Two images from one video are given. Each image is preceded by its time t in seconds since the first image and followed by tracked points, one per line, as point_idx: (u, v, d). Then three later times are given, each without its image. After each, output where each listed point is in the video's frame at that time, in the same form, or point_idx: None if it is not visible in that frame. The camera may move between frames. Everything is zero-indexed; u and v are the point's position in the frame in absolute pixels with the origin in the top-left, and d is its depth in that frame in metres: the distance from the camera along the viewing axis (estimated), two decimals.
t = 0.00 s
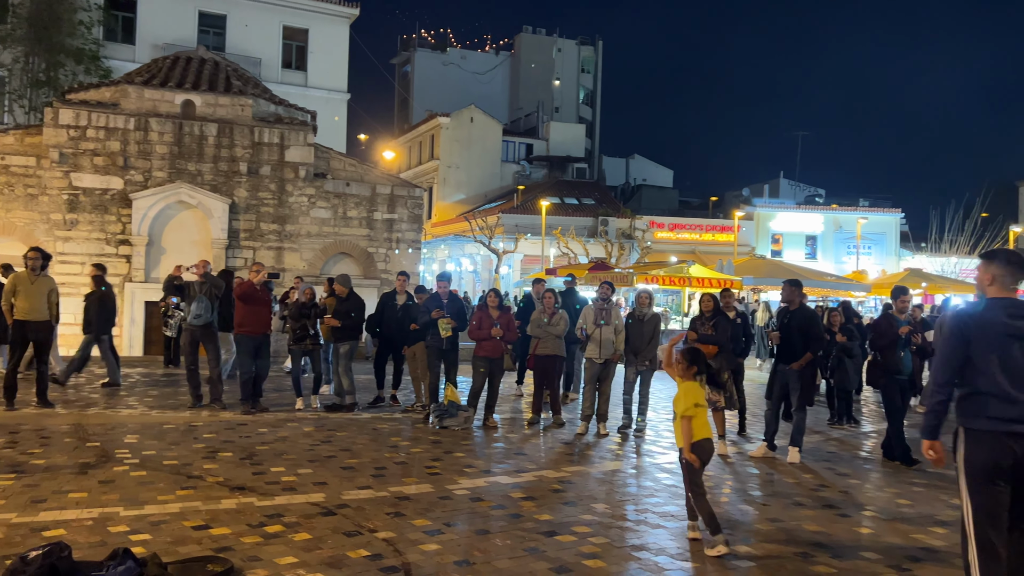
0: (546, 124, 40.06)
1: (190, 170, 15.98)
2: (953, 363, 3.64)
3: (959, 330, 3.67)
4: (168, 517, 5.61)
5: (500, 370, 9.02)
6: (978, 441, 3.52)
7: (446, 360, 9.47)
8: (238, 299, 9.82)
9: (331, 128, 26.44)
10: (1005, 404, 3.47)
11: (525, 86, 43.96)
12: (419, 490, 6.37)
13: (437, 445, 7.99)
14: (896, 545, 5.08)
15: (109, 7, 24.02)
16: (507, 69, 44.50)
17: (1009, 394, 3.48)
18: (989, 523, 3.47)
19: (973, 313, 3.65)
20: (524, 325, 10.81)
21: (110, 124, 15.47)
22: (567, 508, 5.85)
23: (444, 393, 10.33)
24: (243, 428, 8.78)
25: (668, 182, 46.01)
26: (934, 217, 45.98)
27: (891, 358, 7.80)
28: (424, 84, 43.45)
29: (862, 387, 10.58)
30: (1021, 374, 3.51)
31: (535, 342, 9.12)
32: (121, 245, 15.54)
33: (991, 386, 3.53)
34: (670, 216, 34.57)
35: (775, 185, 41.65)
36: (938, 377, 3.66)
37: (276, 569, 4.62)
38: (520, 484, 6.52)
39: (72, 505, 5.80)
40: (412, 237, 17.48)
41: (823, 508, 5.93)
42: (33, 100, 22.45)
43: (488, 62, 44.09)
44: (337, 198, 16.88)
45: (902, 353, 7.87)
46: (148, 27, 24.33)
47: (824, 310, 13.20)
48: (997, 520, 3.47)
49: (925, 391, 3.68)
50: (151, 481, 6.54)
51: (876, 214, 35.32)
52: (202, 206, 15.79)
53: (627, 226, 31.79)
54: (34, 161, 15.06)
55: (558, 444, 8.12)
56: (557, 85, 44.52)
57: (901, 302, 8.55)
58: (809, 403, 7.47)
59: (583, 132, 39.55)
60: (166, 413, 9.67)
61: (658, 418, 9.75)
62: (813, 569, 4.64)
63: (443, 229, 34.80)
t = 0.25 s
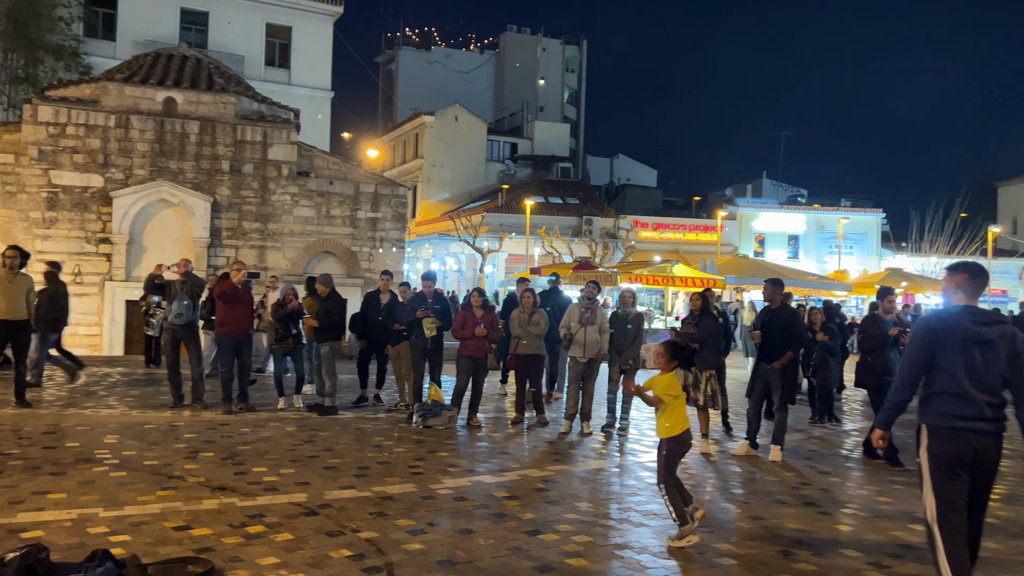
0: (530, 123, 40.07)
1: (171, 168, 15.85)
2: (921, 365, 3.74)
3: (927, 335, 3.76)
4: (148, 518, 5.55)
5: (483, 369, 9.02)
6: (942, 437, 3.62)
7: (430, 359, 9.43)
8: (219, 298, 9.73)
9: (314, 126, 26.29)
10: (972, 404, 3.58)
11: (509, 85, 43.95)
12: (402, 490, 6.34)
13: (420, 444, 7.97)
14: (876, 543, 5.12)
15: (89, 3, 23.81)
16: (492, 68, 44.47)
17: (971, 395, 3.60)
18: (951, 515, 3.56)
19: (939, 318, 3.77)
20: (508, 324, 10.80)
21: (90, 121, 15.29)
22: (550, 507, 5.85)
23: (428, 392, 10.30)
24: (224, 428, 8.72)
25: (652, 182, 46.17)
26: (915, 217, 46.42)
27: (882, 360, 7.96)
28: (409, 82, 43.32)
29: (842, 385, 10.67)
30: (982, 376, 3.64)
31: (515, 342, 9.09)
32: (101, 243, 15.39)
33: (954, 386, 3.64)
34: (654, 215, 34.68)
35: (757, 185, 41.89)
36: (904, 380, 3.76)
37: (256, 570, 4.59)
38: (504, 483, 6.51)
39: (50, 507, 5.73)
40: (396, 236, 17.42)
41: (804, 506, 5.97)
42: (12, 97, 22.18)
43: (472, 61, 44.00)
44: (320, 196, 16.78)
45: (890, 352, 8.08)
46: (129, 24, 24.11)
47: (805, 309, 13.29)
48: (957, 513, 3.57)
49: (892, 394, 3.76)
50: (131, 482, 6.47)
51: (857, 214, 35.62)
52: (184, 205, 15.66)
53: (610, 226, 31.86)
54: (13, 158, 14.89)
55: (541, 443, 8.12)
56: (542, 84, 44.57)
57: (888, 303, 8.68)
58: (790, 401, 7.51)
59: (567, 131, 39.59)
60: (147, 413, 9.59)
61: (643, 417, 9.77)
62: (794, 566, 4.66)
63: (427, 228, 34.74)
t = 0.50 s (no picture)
0: (512, 123, 40.07)
1: (149, 165, 15.68)
2: (883, 356, 4.32)
3: (890, 330, 4.34)
4: (124, 519, 5.49)
5: (464, 368, 9.00)
6: (904, 423, 4.17)
7: (411, 359, 9.40)
8: (198, 297, 9.66)
9: (294, 124, 26.12)
10: (924, 388, 4.14)
11: (491, 84, 43.94)
12: (382, 490, 6.31)
13: (400, 444, 7.94)
14: (853, 539, 5.17)
15: None
16: (473, 67, 44.42)
17: (927, 384, 4.15)
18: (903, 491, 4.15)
19: (899, 314, 4.36)
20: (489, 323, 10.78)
21: (66, 118, 15.09)
22: (530, 506, 5.85)
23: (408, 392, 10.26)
24: (202, 429, 8.64)
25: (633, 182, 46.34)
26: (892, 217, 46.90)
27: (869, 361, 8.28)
28: (390, 81, 43.16)
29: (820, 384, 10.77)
30: (936, 368, 4.20)
31: (494, 342, 9.09)
32: (76, 242, 15.19)
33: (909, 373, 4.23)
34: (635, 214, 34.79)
35: (737, 185, 42.17)
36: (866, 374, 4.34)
37: (233, 572, 4.54)
38: (484, 483, 6.50)
39: (23, 508, 5.64)
40: (376, 235, 17.35)
41: (782, 503, 6.01)
42: None
43: (454, 59, 43.88)
44: (300, 194, 16.66)
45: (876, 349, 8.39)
46: (106, 20, 23.85)
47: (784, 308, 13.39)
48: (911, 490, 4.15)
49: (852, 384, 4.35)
50: (107, 483, 6.39)
51: (836, 214, 35.95)
52: (161, 203, 15.51)
53: (591, 225, 31.93)
54: None
55: (522, 441, 8.11)
56: (523, 83, 44.59)
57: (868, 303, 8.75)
58: (768, 399, 7.56)
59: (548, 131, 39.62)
60: (123, 413, 9.48)
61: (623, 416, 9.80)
62: (772, 564, 4.69)
63: (408, 227, 34.64)
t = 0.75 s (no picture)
0: (497, 122, 40.06)
1: (130, 164, 15.54)
2: (856, 351, 4.55)
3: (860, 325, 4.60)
4: (105, 521, 5.43)
5: (449, 368, 8.98)
6: (878, 413, 4.42)
7: (396, 359, 9.37)
8: (181, 297, 9.59)
9: (277, 123, 25.99)
10: (895, 383, 4.40)
11: (475, 83, 43.92)
12: (366, 490, 6.29)
13: (384, 444, 7.91)
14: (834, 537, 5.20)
15: None
16: (458, 66, 44.37)
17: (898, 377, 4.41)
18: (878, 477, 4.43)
19: (869, 314, 4.60)
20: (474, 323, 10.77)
21: (46, 116, 14.93)
22: (515, 505, 5.84)
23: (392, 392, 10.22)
24: (184, 429, 8.57)
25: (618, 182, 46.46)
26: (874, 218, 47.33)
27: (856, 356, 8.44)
28: (374, 79, 43.02)
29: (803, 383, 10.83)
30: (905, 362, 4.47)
31: (481, 341, 9.07)
32: (56, 241, 15.03)
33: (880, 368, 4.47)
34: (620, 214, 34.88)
35: (721, 185, 42.39)
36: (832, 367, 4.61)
37: (215, 573, 4.50)
38: (469, 482, 6.50)
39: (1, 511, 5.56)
40: (361, 234, 17.29)
41: (765, 502, 6.04)
42: None
43: (439, 59, 43.80)
44: (283, 194, 16.57)
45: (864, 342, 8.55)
46: (86, 18, 23.62)
47: (766, 308, 13.46)
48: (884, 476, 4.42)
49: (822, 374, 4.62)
50: (87, 485, 6.32)
51: (818, 214, 36.21)
52: (143, 202, 15.37)
53: (576, 225, 31.97)
54: None
55: (506, 441, 8.11)
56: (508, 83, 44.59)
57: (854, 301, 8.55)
58: (751, 398, 7.60)
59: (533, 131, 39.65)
60: (104, 414, 9.38)
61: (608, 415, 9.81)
62: (754, 562, 4.71)
63: (393, 227, 34.54)
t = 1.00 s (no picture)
0: (480, 122, 40.03)
1: (109, 163, 15.37)
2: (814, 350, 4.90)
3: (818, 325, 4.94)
4: (83, 524, 5.37)
5: (432, 368, 8.95)
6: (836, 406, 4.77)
7: (379, 359, 9.32)
8: (162, 298, 9.52)
9: (259, 122, 25.81)
10: (847, 378, 4.73)
11: (459, 83, 43.85)
12: (348, 492, 6.25)
13: (367, 445, 7.87)
14: (814, 535, 5.24)
15: None
16: (441, 66, 44.27)
17: (851, 374, 4.74)
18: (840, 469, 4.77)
19: (827, 314, 4.93)
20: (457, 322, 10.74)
21: (23, 114, 14.74)
22: (497, 506, 5.84)
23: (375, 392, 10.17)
24: (164, 431, 8.49)
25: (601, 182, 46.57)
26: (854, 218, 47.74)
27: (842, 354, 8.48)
28: (356, 79, 42.84)
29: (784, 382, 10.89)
30: (859, 359, 4.77)
31: (465, 340, 9.06)
32: (34, 241, 14.85)
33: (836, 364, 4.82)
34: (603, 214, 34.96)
35: (703, 185, 42.60)
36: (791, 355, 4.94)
37: None
38: (452, 483, 6.48)
39: None
40: (343, 234, 17.21)
41: (747, 500, 6.07)
42: None
43: (422, 58, 43.70)
44: (265, 193, 16.47)
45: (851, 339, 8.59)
46: (65, 15, 23.36)
47: (748, 308, 13.51)
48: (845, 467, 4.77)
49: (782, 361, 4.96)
50: (65, 487, 6.24)
51: (799, 214, 36.46)
52: (123, 201, 15.21)
53: (559, 225, 32.01)
54: None
55: (489, 441, 8.10)
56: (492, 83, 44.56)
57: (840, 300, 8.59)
58: (733, 397, 7.63)
59: (516, 131, 39.65)
60: (83, 416, 9.28)
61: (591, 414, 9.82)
62: (735, 561, 4.72)
63: (375, 226, 34.42)
